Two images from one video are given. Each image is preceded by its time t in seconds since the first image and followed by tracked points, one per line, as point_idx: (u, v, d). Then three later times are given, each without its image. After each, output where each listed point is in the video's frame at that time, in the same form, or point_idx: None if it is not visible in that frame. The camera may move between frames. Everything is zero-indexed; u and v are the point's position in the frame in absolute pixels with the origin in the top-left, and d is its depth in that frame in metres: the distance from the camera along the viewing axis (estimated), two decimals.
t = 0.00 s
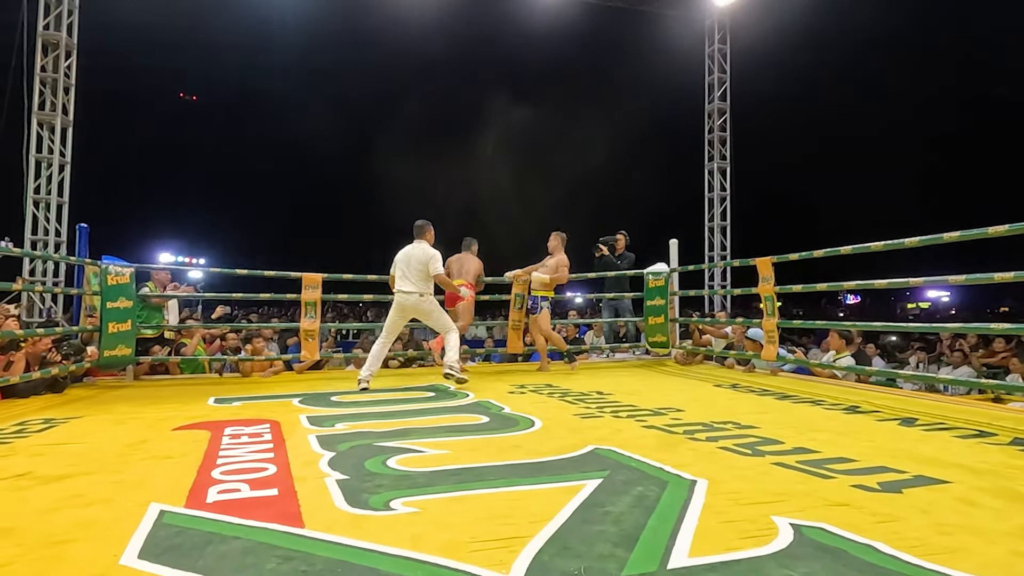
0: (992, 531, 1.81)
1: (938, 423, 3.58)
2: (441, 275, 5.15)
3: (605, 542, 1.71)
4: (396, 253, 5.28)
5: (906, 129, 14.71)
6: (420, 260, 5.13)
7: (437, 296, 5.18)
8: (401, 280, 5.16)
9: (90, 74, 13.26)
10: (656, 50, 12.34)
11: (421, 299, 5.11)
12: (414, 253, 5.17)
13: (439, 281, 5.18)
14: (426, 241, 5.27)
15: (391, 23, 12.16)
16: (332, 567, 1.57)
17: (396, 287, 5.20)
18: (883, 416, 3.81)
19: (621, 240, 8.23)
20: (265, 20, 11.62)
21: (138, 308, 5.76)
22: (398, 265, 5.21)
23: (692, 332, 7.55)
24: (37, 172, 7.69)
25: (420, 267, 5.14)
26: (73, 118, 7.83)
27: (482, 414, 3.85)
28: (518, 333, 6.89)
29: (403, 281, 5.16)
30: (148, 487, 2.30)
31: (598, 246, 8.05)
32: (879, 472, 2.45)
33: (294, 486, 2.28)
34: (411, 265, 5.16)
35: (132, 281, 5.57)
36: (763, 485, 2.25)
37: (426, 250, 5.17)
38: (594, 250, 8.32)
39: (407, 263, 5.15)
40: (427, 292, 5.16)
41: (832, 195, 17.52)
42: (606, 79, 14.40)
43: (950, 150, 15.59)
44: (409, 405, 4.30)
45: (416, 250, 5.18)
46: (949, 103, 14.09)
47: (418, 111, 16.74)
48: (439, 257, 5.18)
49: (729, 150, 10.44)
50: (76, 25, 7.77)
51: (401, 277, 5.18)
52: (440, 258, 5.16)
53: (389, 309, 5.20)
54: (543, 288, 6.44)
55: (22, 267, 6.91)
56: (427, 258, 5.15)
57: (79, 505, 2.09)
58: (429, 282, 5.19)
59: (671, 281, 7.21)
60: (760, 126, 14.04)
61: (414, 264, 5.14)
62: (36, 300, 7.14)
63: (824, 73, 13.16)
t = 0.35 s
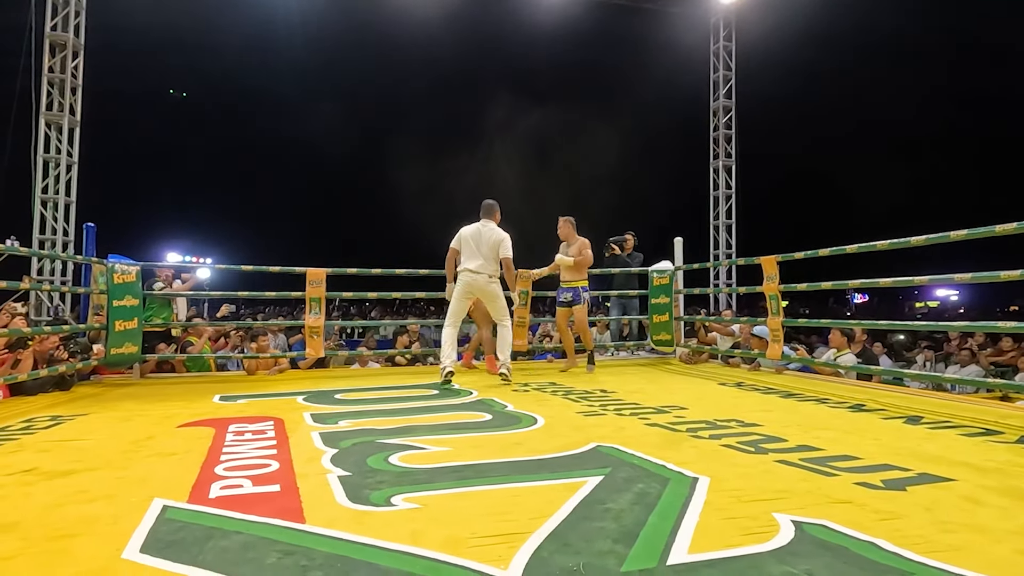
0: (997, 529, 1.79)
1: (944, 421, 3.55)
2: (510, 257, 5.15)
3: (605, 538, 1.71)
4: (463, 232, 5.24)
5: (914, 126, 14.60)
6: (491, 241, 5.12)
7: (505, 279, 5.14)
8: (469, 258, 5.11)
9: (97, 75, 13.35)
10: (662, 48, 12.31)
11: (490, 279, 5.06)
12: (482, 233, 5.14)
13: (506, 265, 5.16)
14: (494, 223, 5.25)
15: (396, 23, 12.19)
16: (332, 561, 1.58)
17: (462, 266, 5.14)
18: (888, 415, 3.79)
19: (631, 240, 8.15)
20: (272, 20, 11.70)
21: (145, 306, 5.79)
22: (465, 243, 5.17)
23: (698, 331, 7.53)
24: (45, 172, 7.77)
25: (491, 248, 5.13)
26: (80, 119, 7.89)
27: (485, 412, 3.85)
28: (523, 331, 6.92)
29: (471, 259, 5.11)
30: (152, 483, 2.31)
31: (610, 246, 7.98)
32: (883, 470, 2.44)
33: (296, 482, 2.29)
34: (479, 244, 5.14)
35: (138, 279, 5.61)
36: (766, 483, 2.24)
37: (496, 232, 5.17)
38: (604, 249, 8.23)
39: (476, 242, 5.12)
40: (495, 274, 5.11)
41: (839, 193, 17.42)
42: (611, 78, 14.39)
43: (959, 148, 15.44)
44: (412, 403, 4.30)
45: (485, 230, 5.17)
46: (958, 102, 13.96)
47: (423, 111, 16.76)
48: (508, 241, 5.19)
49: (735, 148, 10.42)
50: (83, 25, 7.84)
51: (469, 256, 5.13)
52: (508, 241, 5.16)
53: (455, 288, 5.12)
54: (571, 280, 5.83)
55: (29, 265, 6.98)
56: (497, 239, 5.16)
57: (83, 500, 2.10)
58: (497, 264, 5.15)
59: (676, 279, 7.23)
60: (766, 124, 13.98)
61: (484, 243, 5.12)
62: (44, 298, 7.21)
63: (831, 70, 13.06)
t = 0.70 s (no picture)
0: (1003, 530, 1.77)
1: (951, 421, 3.52)
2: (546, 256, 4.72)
3: (606, 537, 1.71)
4: (490, 238, 4.74)
5: (923, 124, 14.44)
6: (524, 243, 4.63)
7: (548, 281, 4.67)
8: (506, 265, 4.63)
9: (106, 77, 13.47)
10: (669, 46, 12.23)
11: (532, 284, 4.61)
12: (513, 236, 4.65)
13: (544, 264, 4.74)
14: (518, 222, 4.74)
15: (401, 23, 12.23)
16: (333, 559, 1.58)
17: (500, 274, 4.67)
18: (895, 414, 3.76)
19: (639, 240, 8.05)
20: (278, 20, 11.73)
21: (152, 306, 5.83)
22: (497, 250, 4.68)
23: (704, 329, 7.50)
24: (54, 172, 7.85)
25: (525, 251, 4.65)
26: (89, 120, 7.96)
27: (490, 411, 3.85)
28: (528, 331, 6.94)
29: (507, 266, 4.64)
30: (156, 481, 2.33)
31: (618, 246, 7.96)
32: (888, 470, 2.42)
33: (300, 480, 2.30)
34: (512, 247, 4.64)
35: (146, 278, 5.67)
36: (769, 482, 2.23)
37: (525, 231, 4.67)
38: (612, 250, 8.20)
39: (509, 246, 4.63)
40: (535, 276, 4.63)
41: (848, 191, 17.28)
42: (618, 76, 14.33)
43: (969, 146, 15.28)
44: (417, 402, 4.31)
45: (515, 232, 4.67)
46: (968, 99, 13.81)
47: (429, 111, 16.78)
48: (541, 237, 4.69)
49: (741, 146, 10.39)
50: (91, 27, 7.91)
51: (505, 263, 4.65)
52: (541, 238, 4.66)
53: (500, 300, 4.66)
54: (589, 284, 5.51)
55: (39, 264, 7.05)
56: (529, 239, 4.66)
57: (89, 497, 2.13)
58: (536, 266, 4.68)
59: (681, 278, 7.21)
60: (773, 122, 13.89)
61: (517, 246, 4.63)
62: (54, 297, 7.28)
63: (838, 67, 12.95)
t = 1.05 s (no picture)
0: (1014, 531, 1.75)
1: (962, 421, 3.48)
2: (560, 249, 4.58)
3: (611, 536, 1.71)
4: (505, 220, 4.48)
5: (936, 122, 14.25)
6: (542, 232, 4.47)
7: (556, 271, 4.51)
8: (517, 249, 4.40)
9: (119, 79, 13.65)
10: (677, 44, 12.16)
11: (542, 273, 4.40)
12: (531, 223, 4.44)
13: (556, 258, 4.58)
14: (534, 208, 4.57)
15: (410, 23, 12.29)
16: (339, 556, 1.59)
17: (508, 258, 4.44)
18: (905, 414, 3.72)
19: (642, 237, 8.03)
20: (287, 21, 11.82)
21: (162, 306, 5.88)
22: (509, 233, 4.45)
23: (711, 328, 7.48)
24: (67, 173, 7.95)
25: (542, 240, 4.48)
26: (102, 121, 8.06)
27: (497, 410, 3.86)
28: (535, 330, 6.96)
29: (519, 249, 4.41)
30: (166, 478, 2.36)
31: (619, 245, 7.94)
32: (897, 471, 2.39)
33: (307, 478, 2.32)
34: (526, 231, 4.43)
35: (157, 278, 5.73)
36: (776, 482, 2.22)
37: (540, 217, 4.51)
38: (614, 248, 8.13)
39: (524, 229, 4.41)
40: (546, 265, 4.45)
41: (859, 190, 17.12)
42: (625, 75, 14.29)
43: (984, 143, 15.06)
44: (424, 401, 4.33)
45: (530, 216, 4.47)
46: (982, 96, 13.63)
47: (437, 111, 16.80)
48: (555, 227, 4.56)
49: (750, 144, 10.32)
50: (104, 29, 8.00)
51: (515, 246, 4.42)
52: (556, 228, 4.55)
53: (505, 285, 4.41)
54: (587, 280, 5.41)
55: (53, 264, 7.14)
56: (544, 226, 4.50)
57: (101, 493, 2.16)
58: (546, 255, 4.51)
59: (689, 277, 7.18)
60: (782, 120, 13.79)
61: (535, 234, 4.43)
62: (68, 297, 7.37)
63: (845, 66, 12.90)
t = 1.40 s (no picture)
0: None
1: (977, 422, 3.44)
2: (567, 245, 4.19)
3: (620, 536, 1.71)
4: (510, 213, 4.00)
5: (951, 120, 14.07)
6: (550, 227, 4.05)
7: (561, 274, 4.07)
8: (521, 242, 3.96)
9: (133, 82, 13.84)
10: (682, 39, 12.11)
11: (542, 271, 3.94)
12: (538, 217, 4.02)
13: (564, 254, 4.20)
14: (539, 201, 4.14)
15: (420, 23, 12.35)
16: (350, 553, 1.61)
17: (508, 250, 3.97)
18: (918, 415, 3.69)
19: (644, 234, 7.98)
20: (298, 22, 11.91)
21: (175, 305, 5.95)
22: (513, 223, 4.01)
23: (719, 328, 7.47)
24: (81, 174, 8.05)
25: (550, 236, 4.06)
26: (115, 122, 8.15)
27: (506, 409, 3.86)
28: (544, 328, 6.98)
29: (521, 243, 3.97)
30: (180, 475, 2.39)
31: (620, 243, 7.93)
32: (910, 472, 2.37)
33: (318, 476, 2.34)
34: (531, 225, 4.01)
35: (170, 277, 5.80)
36: (787, 482, 2.20)
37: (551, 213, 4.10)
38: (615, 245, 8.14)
39: (529, 222, 3.99)
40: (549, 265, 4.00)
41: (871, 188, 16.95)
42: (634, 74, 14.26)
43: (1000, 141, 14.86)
44: (433, 400, 4.34)
45: (539, 210, 4.07)
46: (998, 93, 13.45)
47: (446, 111, 16.84)
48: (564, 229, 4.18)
49: (760, 142, 10.25)
50: (117, 31, 8.08)
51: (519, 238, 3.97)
52: (566, 228, 4.20)
53: (505, 280, 3.91)
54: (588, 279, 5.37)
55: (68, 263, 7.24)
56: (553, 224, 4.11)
57: (116, 490, 2.19)
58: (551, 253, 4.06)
59: (699, 276, 7.14)
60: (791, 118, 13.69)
61: (543, 229, 4.01)
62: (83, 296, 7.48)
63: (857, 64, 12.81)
